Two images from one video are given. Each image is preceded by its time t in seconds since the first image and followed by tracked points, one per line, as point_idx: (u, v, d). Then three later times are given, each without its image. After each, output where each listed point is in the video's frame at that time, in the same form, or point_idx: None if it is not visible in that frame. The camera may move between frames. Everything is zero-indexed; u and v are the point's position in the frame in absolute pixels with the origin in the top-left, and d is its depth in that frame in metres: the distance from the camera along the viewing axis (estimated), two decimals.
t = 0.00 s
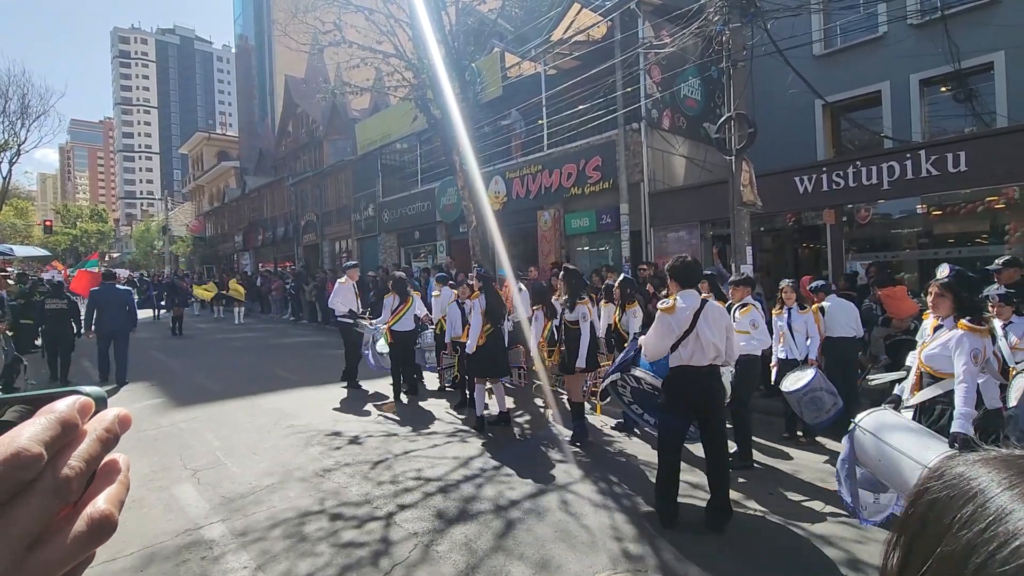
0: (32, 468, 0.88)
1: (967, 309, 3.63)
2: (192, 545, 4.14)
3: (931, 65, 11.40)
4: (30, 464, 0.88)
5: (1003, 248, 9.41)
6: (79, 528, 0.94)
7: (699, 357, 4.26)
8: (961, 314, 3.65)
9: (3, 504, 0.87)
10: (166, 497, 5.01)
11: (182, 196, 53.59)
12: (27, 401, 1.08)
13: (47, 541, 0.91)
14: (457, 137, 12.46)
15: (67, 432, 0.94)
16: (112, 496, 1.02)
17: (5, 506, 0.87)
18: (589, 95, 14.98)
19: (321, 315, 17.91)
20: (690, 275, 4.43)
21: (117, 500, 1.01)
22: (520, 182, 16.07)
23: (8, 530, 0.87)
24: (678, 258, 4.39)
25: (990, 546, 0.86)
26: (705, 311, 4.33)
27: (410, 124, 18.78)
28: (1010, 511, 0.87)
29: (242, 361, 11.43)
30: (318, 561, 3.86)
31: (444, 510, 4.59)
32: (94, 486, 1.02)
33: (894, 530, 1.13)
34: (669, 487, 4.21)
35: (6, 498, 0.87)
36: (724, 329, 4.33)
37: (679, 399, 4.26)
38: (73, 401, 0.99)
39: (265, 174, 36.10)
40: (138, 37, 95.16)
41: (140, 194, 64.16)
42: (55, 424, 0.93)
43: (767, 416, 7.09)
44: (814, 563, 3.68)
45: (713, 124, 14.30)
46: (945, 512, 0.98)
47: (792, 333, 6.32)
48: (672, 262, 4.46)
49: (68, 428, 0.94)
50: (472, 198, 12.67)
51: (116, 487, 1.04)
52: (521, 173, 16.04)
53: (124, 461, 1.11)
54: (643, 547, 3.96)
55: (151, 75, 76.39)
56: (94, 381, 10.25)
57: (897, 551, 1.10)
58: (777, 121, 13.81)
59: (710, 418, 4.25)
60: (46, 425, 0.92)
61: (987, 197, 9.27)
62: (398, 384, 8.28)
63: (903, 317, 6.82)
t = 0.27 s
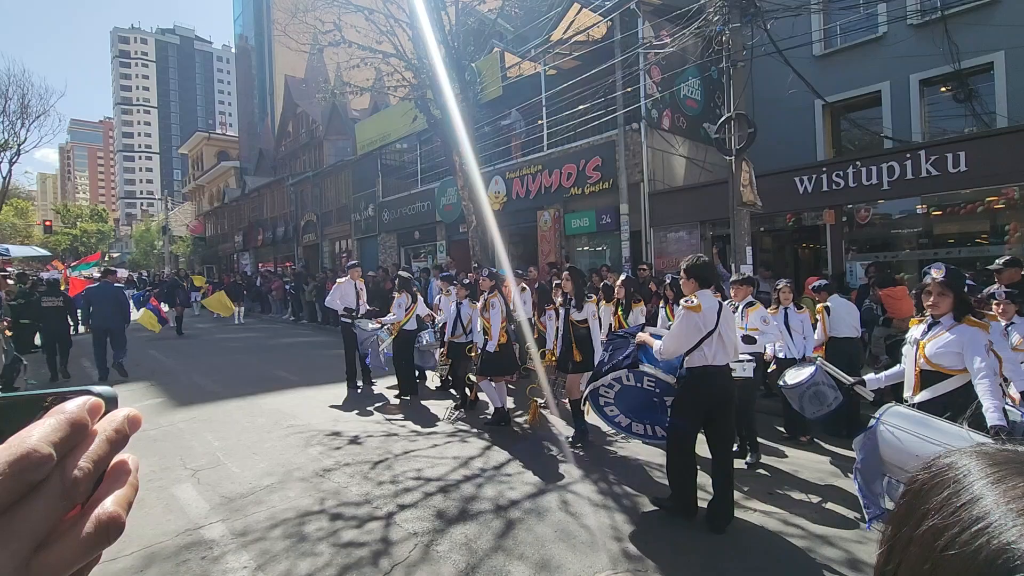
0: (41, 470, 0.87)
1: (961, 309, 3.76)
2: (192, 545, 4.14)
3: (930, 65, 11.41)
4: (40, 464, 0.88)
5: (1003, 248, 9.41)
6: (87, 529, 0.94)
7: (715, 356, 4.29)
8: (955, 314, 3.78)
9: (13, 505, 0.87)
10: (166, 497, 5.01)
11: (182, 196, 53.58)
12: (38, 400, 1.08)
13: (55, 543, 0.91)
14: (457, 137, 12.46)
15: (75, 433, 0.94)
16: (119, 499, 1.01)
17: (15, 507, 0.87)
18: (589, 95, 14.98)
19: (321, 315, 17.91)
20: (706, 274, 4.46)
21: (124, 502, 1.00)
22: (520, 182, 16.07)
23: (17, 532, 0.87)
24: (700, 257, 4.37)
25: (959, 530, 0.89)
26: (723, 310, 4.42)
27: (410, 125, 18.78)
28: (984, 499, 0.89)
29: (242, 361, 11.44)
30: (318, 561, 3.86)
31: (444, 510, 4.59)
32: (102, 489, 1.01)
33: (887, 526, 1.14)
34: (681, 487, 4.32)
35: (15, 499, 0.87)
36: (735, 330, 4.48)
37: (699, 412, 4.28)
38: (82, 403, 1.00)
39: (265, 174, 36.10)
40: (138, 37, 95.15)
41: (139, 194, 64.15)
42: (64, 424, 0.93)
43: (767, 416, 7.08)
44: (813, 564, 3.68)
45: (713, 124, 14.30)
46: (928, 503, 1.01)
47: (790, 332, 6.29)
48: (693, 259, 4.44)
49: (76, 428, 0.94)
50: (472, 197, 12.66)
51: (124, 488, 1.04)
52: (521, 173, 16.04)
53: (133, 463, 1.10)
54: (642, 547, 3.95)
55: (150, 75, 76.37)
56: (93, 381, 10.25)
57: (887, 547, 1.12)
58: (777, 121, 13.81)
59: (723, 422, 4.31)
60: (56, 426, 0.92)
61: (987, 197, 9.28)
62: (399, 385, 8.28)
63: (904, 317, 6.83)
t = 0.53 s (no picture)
0: (39, 455, 0.87)
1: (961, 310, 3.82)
2: (192, 545, 4.14)
3: (930, 66, 11.42)
4: (37, 449, 0.87)
5: (1003, 249, 9.42)
6: (88, 513, 0.94)
7: (719, 357, 4.38)
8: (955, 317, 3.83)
9: (10, 490, 0.87)
10: (166, 497, 5.01)
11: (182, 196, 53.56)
12: (50, 379, 1.09)
13: (55, 528, 0.92)
14: (457, 137, 12.46)
15: (74, 417, 0.93)
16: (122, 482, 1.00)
17: (14, 490, 0.87)
18: (589, 96, 14.98)
19: (321, 316, 17.90)
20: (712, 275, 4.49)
21: (126, 487, 0.99)
22: (520, 182, 16.07)
23: (17, 517, 0.88)
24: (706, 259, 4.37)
25: (930, 517, 0.90)
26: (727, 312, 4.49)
27: (410, 125, 18.77)
28: (958, 488, 0.90)
29: (242, 361, 11.43)
30: (318, 561, 3.85)
31: (444, 510, 4.59)
32: (103, 473, 1.01)
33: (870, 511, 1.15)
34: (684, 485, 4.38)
35: (14, 483, 0.87)
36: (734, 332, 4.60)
37: (701, 413, 4.32)
38: (82, 386, 0.98)
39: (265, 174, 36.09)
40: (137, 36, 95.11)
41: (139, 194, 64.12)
42: (62, 408, 0.92)
43: (767, 416, 7.08)
44: (813, 564, 3.68)
45: (713, 124, 14.30)
46: (907, 490, 1.01)
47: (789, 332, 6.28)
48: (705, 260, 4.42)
49: (74, 412, 0.93)
50: (472, 197, 12.67)
51: (127, 472, 1.03)
52: (521, 173, 16.04)
53: (137, 446, 1.09)
54: (642, 547, 3.95)
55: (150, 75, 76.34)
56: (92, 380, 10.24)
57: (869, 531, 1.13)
58: (777, 122, 13.82)
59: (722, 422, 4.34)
60: (53, 410, 0.91)
61: (987, 198, 9.28)
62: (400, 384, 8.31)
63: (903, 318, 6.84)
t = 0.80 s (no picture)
0: (22, 441, 0.87)
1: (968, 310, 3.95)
2: (192, 545, 4.14)
3: (929, 67, 11.43)
4: (20, 435, 0.87)
5: (1002, 249, 9.43)
6: (73, 499, 0.95)
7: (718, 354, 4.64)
8: (962, 316, 3.94)
9: None
10: (165, 497, 5.00)
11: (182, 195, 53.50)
12: (30, 365, 1.09)
13: (41, 515, 0.92)
14: (458, 137, 12.46)
15: (57, 403, 0.93)
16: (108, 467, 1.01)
17: None
18: (588, 96, 14.98)
19: (320, 315, 17.87)
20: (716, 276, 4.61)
21: (112, 472, 1.00)
22: (519, 182, 16.06)
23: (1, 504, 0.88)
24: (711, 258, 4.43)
25: (913, 505, 0.98)
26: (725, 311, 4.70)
27: (410, 125, 18.76)
28: (940, 478, 0.98)
29: (241, 361, 11.41)
30: (318, 561, 3.86)
31: (444, 510, 4.59)
32: (89, 458, 1.01)
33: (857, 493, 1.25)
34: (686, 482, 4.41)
35: None
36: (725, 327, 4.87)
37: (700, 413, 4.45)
38: (65, 370, 0.97)
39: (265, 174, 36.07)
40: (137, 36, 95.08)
41: (138, 194, 64.04)
42: (44, 394, 0.91)
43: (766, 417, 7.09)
44: (813, 565, 3.69)
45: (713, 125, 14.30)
46: (893, 477, 1.09)
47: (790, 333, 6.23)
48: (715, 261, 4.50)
49: (58, 399, 0.93)
50: (472, 197, 12.66)
51: (113, 457, 1.04)
52: (521, 173, 16.03)
53: (122, 431, 1.10)
54: (642, 547, 3.96)
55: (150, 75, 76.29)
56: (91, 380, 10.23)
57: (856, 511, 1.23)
58: (777, 123, 13.82)
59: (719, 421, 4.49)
60: (35, 396, 0.91)
61: (986, 199, 9.30)
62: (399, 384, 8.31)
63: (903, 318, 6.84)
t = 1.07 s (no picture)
0: (12, 431, 0.87)
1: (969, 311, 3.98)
2: (190, 545, 4.13)
3: (928, 69, 11.45)
4: (11, 425, 0.86)
5: (1001, 251, 9.44)
6: (65, 490, 0.94)
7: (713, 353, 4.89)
8: (963, 317, 3.95)
9: None
10: (164, 497, 5.00)
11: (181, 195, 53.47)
12: (22, 356, 1.08)
13: (33, 507, 0.92)
14: (457, 137, 12.46)
15: (49, 394, 0.92)
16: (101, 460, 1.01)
17: None
18: (588, 97, 14.99)
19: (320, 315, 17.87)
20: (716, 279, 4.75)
21: (105, 464, 1.00)
22: (519, 182, 16.07)
23: None
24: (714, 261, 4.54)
25: (910, 505, 0.99)
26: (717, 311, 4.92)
27: (410, 125, 18.76)
28: (938, 477, 0.98)
29: (241, 361, 11.40)
30: (317, 561, 3.86)
31: (443, 510, 4.59)
32: (82, 450, 1.01)
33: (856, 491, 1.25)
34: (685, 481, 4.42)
35: None
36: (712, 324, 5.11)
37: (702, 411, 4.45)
38: (56, 362, 0.97)
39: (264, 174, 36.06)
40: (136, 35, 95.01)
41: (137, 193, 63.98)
42: (35, 385, 0.91)
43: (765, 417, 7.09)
44: (812, 565, 3.69)
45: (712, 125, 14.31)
46: (892, 475, 1.09)
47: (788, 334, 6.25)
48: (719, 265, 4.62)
49: (49, 390, 0.92)
50: (472, 197, 12.67)
51: (106, 449, 1.04)
52: (521, 174, 16.04)
53: (115, 425, 1.09)
54: (641, 547, 3.96)
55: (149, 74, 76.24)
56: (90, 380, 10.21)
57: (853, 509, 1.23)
58: (777, 124, 13.83)
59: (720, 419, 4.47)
60: (26, 387, 0.90)
61: (985, 200, 9.32)
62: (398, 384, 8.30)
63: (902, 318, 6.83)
